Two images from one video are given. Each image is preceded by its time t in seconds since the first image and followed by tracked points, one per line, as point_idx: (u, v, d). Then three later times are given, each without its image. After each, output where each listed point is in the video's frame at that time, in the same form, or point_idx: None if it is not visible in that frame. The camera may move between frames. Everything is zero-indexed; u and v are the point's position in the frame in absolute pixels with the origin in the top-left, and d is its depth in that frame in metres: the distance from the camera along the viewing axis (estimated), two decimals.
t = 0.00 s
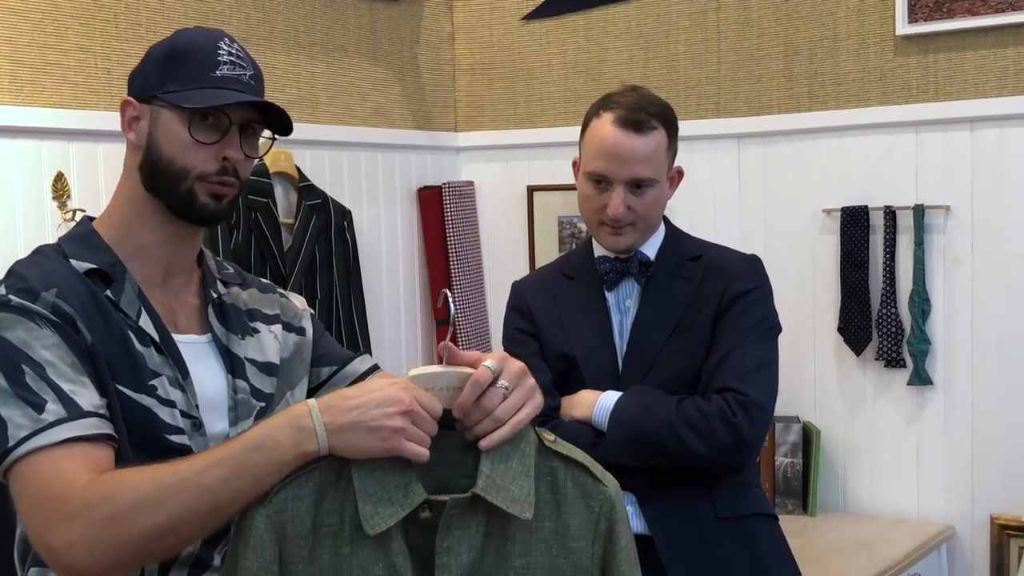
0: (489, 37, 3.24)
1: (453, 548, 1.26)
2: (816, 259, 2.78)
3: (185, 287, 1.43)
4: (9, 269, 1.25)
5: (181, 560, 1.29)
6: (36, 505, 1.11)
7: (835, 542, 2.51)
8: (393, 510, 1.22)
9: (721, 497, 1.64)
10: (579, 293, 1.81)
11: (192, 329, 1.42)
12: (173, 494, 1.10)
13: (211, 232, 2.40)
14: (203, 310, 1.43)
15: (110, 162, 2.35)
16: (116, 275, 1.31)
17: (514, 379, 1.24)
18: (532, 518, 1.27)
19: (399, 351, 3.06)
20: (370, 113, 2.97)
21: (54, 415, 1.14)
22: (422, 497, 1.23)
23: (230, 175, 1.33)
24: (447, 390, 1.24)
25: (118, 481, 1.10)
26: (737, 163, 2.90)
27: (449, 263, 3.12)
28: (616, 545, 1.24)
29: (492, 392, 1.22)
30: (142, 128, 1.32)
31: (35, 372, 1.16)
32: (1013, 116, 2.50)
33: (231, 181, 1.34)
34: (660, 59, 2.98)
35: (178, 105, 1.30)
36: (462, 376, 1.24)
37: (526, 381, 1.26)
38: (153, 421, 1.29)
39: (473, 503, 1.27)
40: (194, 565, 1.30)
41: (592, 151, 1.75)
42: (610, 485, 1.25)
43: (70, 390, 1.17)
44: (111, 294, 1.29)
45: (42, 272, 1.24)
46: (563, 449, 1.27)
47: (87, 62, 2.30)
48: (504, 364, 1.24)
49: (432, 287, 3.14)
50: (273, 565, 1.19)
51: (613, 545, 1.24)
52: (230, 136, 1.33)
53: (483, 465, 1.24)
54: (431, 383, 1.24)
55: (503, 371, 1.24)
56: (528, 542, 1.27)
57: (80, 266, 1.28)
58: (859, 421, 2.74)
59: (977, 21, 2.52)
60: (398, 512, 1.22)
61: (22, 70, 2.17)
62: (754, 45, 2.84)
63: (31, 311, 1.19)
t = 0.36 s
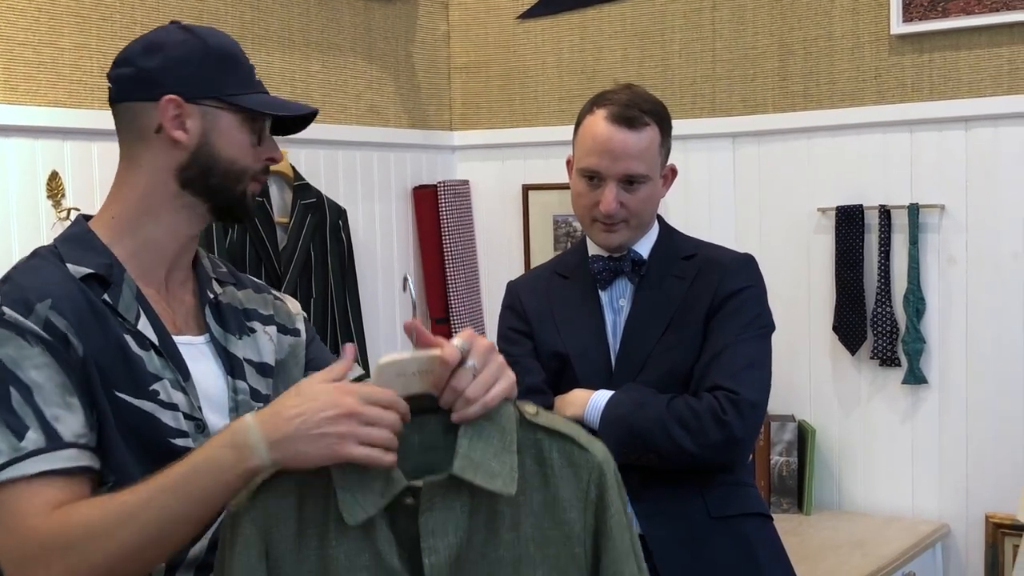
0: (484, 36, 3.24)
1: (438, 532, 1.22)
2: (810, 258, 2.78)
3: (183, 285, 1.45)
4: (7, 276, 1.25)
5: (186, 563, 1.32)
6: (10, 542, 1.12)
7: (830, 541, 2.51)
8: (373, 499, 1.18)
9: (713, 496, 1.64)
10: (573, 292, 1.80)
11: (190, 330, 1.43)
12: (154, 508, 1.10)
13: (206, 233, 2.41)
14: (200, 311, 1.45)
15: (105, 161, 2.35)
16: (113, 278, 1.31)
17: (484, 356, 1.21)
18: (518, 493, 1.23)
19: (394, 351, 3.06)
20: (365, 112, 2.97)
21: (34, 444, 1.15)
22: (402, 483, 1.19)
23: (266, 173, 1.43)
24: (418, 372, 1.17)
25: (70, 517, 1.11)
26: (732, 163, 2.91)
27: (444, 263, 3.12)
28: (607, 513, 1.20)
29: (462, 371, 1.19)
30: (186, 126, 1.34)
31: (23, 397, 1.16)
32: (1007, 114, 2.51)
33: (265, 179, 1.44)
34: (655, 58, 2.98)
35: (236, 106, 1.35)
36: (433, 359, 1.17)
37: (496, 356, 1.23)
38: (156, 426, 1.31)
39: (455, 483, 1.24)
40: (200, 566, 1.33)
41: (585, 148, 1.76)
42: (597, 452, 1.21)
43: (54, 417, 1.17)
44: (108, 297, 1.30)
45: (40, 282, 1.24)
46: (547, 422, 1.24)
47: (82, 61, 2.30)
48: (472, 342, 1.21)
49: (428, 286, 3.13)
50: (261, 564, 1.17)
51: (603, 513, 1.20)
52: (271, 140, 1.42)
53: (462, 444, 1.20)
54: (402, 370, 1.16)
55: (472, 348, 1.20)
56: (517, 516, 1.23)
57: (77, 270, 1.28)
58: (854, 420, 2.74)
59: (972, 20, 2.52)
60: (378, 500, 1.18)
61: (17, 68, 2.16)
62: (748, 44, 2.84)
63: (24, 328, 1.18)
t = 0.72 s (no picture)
0: (482, 37, 3.24)
1: (450, 455, 1.20)
2: (808, 259, 2.78)
3: (182, 285, 1.45)
4: (11, 282, 1.25)
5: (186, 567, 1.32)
6: None
7: (827, 542, 2.52)
8: (381, 422, 1.17)
9: (712, 497, 1.64)
10: (572, 292, 1.80)
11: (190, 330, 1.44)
12: None
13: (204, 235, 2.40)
14: (198, 311, 1.45)
15: (103, 162, 2.35)
16: (119, 279, 1.32)
17: (488, 278, 1.20)
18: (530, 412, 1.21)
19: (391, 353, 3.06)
20: (363, 113, 2.97)
21: None
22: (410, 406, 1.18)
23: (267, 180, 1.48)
24: (424, 297, 1.18)
25: None
26: (730, 164, 2.91)
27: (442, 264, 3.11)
28: (622, 429, 1.18)
29: (464, 290, 1.18)
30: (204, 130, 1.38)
31: None
32: (1004, 116, 2.51)
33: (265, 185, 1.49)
34: (653, 59, 2.98)
35: (255, 114, 1.41)
36: (436, 283, 1.18)
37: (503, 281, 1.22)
38: (157, 431, 1.32)
39: (466, 403, 1.22)
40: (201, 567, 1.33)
41: (579, 141, 1.79)
42: (608, 370, 1.20)
43: None
44: (114, 299, 1.31)
45: (41, 291, 1.24)
46: (556, 341, 1.22)
47: (80, 62, 2.30)
48: (477, 266, 1.21)
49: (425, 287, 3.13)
50: (273, 489, 1.17)
51: (618, 429, 1.19)
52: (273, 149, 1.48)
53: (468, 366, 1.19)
54: (406, 294, 1.17)
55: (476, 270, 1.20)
56: (531, 437, 1.22)
57: (85, 272, 1.29)
58: (852, 419, 2.74)
59: (969, 21, 2.52)
60: (387, 423, 1.17)
61: (15, 70, 2.17)
62: (746, 46, 2.85)
63: (14, 345, 1.20)
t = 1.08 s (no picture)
0: (481, 42, 3.24)
1: (456, 471, 1.20)
2: (807, 263, 2.78)
3: (179, 287, 1.47)
4: (9, 273, 1.27)
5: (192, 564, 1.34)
6: None
7: (826, 546, 2.52)
8: (388, 435, 1.19)
9: (711, 501, 1.64)
10: (572, 296, 1.80)
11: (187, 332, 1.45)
12: None
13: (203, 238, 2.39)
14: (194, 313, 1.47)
15: (101, 166, 2.34)
16: (118, 273, 1.34)
17: (504, 294, 1.19)
18: (540, 434, 1.21)
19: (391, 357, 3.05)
20: (362, 118, 2.98)
21: None
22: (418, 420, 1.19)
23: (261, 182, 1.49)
24: (439, 312, 1.19)
25: None
26: (728, 168, 2.91)
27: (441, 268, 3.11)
28: (632, 457, 1.18)
29: (481, 305, 1.18)
30: (196, 123, 1.39)
31: None
32: (1002, 120, 2.51)
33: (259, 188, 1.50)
34: (651, 63, 2.98)
35: (242, 108, 1.43)
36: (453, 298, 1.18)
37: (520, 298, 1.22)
38: (153, 424, 1.33)
39: (474, 420, 1.21)
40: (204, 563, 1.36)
41: (577, 146, 1.80)
42: (621, 396, 1.19)
43: None
44: (113, 292, 1.33)
45: (39, 281, 1.27)
46: (570, 363, 1.22)
47: (78, 67, 2.30)
48: (494, 280, 1.20)
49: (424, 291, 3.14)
50: (279, 495, 1.19)
51: (628, 457, 1.18)
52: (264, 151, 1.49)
53: (479, 383, 1.19)
54: (422, 307, 1.18)
55: (494, 285, 1.19)
56: (539, 459, 1.22)
57: (82, 265, 1.31)
58: (851, 424, 2.74)
59: (967, 26, 2.53)
60: (393, 437, 1.18)
61: (14, 74, 2.17)
62: (744, 50, 2.85)
63: (13, 331, 1.22)
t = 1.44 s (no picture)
0: (479, 47, 3.25)
1: (452, 493, 1.23)
2: (805, 269, 2.79)
3: (180, 294, 1.47)
4: (9, 278, 1.28)
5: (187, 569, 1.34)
6: None
7: (824, 552, 2.51)
8: (386, 455, 1.22)
9: (709, 509, 1.64)
10: (568, 303, 1.80)
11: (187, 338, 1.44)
12: None
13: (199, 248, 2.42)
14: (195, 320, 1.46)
15: (100, 172, 2.34)
16: (118, 279, 1.34)
17: (505, 317, 1.23)
18: (537, 459, 1.23)
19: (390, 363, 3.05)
20: (360, 124, 2.98)
21: None
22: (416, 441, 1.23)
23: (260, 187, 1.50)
24: (440, 334, 1.23)
25: None
26: (726, 174, 2.91)
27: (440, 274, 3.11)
28: (628, 486, 1.18)
29: (481, 328, 1.21)
30: (201, 135, 1.39)
31: None
32: (999, 126, 2.52)
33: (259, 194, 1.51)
34: (649, 69, 2.99)
35: (244, 117, 1.44)
36: (453, 321, 1.22)
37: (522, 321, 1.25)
38: (150, 429, 1.33)
39: (471, 443, 1.25)
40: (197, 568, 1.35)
41: (578, 152, 1.78)
42: (620, 424, 1.20)
43: None
44: (112, 297, 1.33)
45: (39, 285, 1.27)
46: (569, 390, 1.23)
47: (77, 73, 2.30)
48: (496, 303, 1.23)
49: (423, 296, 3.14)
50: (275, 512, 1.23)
51: (624, 486, 1.19)
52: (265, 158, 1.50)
53: (478, 406, 1.22)
54: (423, 328, 1.22)
55: (496, 308, 1.23)
56: (536, 484, 1.23)
57: (82, 270, 1.31)
58: (849, 430, 2.74)
59: (965, 32, 2.53)
60: (390, 457, 1.22)
61: (12, 80, 2.17)
62: (742, 56, 2.85)
63: (11, 335, 1.22)
